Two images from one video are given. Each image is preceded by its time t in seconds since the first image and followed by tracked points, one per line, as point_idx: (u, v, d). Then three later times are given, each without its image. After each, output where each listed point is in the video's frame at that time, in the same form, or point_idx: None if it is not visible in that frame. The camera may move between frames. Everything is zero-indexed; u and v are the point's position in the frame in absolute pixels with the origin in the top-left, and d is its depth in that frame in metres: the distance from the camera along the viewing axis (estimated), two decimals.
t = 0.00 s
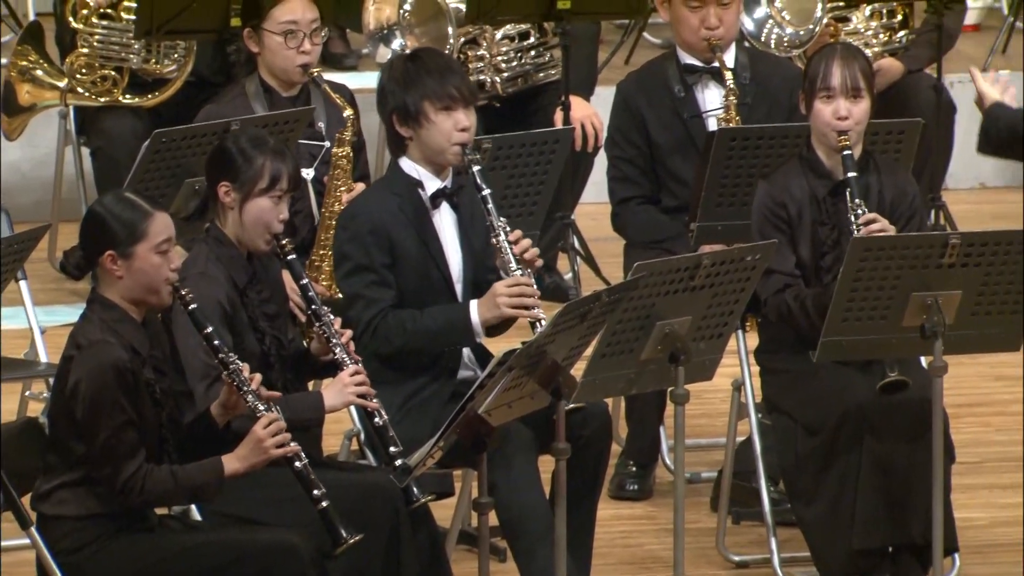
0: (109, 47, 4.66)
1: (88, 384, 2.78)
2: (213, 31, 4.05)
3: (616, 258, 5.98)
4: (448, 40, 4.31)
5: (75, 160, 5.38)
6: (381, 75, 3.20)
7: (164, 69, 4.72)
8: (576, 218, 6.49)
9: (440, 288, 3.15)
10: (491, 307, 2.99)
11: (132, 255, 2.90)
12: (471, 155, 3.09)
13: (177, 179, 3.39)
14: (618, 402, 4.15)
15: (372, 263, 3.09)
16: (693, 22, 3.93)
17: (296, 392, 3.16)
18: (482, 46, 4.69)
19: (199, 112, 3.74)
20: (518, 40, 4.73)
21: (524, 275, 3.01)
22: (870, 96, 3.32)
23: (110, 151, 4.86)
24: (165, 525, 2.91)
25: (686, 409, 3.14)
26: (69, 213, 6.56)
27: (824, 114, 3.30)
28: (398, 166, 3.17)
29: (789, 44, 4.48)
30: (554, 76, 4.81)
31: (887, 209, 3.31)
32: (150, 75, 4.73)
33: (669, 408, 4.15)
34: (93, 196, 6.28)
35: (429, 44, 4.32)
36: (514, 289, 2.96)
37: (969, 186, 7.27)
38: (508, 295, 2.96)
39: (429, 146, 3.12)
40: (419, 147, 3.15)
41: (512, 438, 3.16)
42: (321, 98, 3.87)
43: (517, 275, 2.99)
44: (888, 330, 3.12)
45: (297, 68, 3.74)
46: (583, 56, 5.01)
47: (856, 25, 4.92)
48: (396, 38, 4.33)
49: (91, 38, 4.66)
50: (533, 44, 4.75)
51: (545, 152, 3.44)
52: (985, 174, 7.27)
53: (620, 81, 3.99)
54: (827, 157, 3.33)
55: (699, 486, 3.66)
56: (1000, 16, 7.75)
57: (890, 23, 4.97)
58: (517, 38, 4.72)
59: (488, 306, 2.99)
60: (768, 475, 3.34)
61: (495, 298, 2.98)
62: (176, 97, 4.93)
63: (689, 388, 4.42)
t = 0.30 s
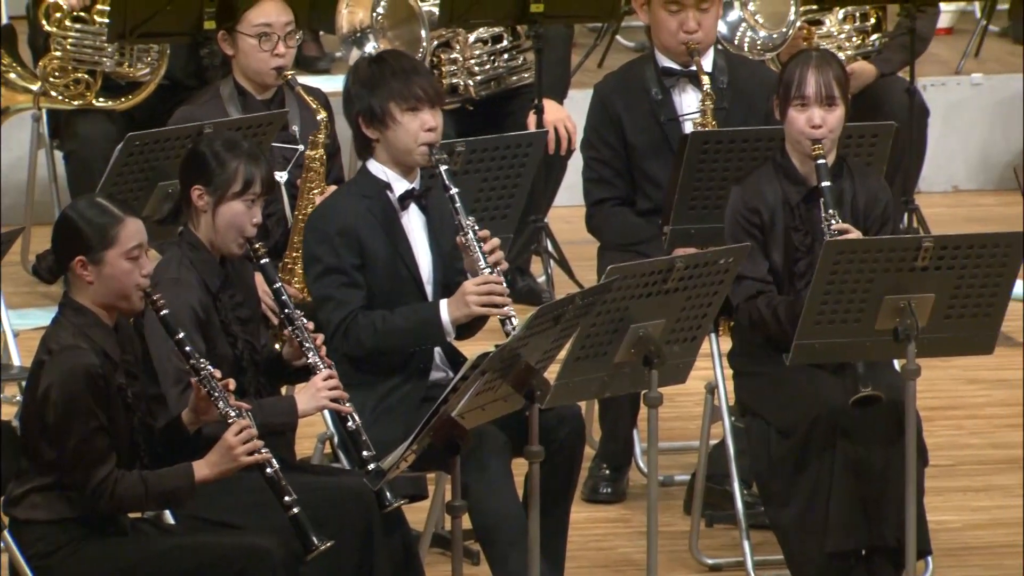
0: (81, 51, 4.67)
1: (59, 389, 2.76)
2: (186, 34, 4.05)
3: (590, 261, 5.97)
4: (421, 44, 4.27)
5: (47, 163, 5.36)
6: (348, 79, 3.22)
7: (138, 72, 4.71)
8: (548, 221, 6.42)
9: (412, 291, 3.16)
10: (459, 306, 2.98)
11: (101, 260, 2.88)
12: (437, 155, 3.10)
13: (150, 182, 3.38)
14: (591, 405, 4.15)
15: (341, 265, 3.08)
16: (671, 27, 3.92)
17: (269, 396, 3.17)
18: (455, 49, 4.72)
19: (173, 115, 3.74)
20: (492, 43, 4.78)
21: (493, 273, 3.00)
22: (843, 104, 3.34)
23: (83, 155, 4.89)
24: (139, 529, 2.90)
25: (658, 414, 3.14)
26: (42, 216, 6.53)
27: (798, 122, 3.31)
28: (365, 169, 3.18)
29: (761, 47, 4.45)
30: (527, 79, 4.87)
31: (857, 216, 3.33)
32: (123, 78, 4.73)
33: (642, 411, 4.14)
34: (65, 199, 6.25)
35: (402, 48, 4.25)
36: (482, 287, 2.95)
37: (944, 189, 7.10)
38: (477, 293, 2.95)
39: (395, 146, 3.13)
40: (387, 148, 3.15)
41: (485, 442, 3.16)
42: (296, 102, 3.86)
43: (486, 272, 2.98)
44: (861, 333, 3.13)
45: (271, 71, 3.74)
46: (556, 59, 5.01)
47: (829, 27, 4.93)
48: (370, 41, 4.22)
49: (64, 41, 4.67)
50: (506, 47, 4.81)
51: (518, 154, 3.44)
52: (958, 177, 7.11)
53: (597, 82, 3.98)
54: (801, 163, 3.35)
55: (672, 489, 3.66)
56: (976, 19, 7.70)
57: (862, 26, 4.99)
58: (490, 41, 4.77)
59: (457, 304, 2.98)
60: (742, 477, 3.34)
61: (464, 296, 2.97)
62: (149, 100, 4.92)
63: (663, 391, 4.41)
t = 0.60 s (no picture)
0: (53, 54, 4.69)
1: (31, 393, 2.72)
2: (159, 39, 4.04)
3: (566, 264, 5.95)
4: (393, 47, 4.30)
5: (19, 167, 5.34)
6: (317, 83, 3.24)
7: (109, 76, 4.72)
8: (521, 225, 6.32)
9: (382, 294, 3.17)
10: (429, 308, 3.00)
11: (74, 263, 2.84)
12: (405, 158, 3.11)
13: (122, 186, 3.38)
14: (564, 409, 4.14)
15: (313, 268, 3.09)
16: (652, 30, 3.89)
17: (241, 399, 3.17)
18: (428, 53, 4.74)
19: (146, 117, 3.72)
20: (464, 46, 4.81)
21: (463, 275, 3.03)
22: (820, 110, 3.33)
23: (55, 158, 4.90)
24: (111, 533, 2.88)
25: (630, 416, 3.14)
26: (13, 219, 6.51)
27: (774, 128, 3.31)
28: (335, 171, 3.19)
29: (733, 51, 4.49)
30: (500, 82, 4.90)
31: (832, 221, 3.33)
32: (95, 82, 4.73)
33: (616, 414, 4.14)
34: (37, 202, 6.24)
35: (375, 51, 4.27)
36: (453, 288, 2.97)
37: (915, 193, 7.08)
38: (446, 294, 2.97)
39: (364, 150, 3.14)
40: (355, 151, 3.17)
41: (457, 445, 3.16)
42: (269, 105, 3.86)
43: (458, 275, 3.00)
44: (833, 336, 3.13)
45: (245, 73, 3.74)
46: (528, 62, 5.01)
47: (801, 31, 5.05)
48: (342, 45, 4.23)
49: (36, 45, 4.69)
50: (479, 51, 4.85)
51: (490, 157, 3.44)
52: (930, 180, 7.09)
53: (575, 83, 3.97)
54: (776, 169, 3.35)
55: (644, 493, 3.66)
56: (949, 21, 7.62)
57: (834, 29, 5.13)
58: (462, 45, 4.81)
59: (427, 305, 2.99)
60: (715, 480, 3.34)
61: (434, 298, 2.99)
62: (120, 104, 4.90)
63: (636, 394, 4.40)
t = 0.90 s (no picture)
0: (24, 56, 4.51)
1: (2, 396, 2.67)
2: (129, 42, 4.06)
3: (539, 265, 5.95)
4: (364, 49, 4.43)
5: None
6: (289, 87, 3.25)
7: (80, 78, 4.66)
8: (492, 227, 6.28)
9: (352, 299, 3.18)
10: (399, 315, 3.01)
11: (44, 265, 2.80)
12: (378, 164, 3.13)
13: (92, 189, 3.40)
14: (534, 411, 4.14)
15: (284, 272, 3.10)
16: (631, 33, 3.87)
17: (213, 402, 3.16)
18: (398, 56, 4.75)
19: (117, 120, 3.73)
20: (434, 49, 4.83)
21: (433, 284, 3.04)
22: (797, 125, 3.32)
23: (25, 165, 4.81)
24: (83, 536, 2.87)
25: (603, 419, 3.14)
26: None
27: (751, 141, 3.29)
28: (307, 175, 3.19)
29: (704, 53, 4.59)
30: (470, 85, 4.92)
31: (804, 227, 3.34)
32: (65, 84, 4.65)
33: (587, 416, 4.14)
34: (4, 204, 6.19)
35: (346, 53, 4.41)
36: (424, 295, 2.98)
37: (886, 196, 6.99)
38: (416, 302, 2.98)
39: (336, 155, 3.16)
40: (328, 156, 3.18)
41: (428, 449, 3.17)
42: (241, 107, 3.86)
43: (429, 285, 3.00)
44: (804, 339, 3.14)
45: (217, 75, 3.74)
46: (498, 66, 5.04)
47: (772, 33, 5.09)
48: (312, 47, 4.36)
49: (4, 46, 4.49)
50: (449, 53, 4.87)
51: (461, 160, 3.44)
52: (901, 183, 7.00)
53: (551, 85, 3.95)
54: (751, 178, 3.35)
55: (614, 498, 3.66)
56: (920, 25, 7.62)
57: (805, 32, 5.18)
58: (433, 47, 4.83)
59: (397, 313, 3.01)
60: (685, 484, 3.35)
61: (404, 306, 3.00)
62: (91, 105, 4.88)
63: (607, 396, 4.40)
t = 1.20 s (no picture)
0: None
1: None
2: (106, 47, 4.18)
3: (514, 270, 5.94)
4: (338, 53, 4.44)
5: None
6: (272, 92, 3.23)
7: (54, 82, 4.70)
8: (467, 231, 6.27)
9: (327, 303, 3.18)
10: (372, 330, 3.02)
11: (19, 271, 2.75)
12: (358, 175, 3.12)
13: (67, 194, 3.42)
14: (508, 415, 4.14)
15: (259, 279, 3.10)
16: (614, 38, 3.83)
17: (188, 406, 3.16)
18: (372, 59, 4.82)
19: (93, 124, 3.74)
20: (408, 53, 4.89)
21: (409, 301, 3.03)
22: (777, 139, 3.32)
23: None
24: (57, 539, 2.87)
25: (577, 423, 3.14)
26: None
27: (732, 154, 3.28)
28: (285, 181, 3.20)
29: (680, 58, 4.73)
30: (444, 88, 4.97)
31: (783, 236, 3.34)
32: (39, 88, 4.71)
33: (561, 420, 4.14)
34: None
35: (319, 58, 4.42)
36: (397, 311, 2.99)
37: (861, 201, 7.01)
38: (390, 319, 2.98)
39: (316, 164, 3.14)
40: (308, 165, 3.16)
41: (403, 453, 3.16)
42: (216, 111, 3.86)
43: (402, 299, 3.01)
44: (777, 344, 3.14)
45: (195, 80, 3.74)
46: (471, 70, 5.02)
47: (746, 37, 5.23)
48: (286, 50, 4.40)
49: None
50: (423, 57, 4.92)
51: (436, 165, 3.45)
52: (875, 187, 7.01)
53: (532, 87, 3.91)
54: (730, 189, 3.34)
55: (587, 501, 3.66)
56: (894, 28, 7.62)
57: (778, 36, 5.35)
58: (406, 50, 4.89)
59: (371, 328, 3.01)
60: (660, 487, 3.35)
61: (377, 321, 3.01)
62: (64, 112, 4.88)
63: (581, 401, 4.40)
